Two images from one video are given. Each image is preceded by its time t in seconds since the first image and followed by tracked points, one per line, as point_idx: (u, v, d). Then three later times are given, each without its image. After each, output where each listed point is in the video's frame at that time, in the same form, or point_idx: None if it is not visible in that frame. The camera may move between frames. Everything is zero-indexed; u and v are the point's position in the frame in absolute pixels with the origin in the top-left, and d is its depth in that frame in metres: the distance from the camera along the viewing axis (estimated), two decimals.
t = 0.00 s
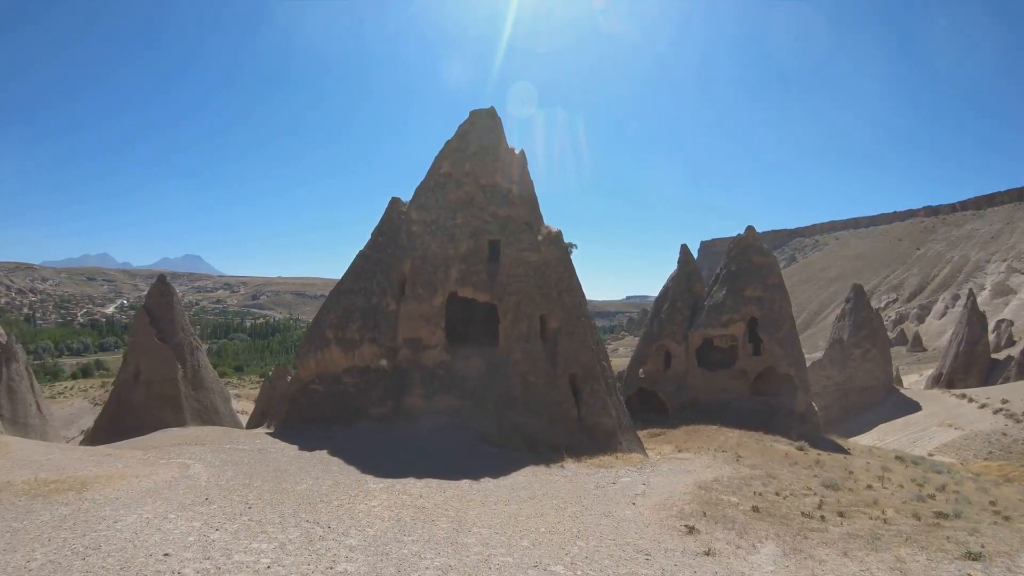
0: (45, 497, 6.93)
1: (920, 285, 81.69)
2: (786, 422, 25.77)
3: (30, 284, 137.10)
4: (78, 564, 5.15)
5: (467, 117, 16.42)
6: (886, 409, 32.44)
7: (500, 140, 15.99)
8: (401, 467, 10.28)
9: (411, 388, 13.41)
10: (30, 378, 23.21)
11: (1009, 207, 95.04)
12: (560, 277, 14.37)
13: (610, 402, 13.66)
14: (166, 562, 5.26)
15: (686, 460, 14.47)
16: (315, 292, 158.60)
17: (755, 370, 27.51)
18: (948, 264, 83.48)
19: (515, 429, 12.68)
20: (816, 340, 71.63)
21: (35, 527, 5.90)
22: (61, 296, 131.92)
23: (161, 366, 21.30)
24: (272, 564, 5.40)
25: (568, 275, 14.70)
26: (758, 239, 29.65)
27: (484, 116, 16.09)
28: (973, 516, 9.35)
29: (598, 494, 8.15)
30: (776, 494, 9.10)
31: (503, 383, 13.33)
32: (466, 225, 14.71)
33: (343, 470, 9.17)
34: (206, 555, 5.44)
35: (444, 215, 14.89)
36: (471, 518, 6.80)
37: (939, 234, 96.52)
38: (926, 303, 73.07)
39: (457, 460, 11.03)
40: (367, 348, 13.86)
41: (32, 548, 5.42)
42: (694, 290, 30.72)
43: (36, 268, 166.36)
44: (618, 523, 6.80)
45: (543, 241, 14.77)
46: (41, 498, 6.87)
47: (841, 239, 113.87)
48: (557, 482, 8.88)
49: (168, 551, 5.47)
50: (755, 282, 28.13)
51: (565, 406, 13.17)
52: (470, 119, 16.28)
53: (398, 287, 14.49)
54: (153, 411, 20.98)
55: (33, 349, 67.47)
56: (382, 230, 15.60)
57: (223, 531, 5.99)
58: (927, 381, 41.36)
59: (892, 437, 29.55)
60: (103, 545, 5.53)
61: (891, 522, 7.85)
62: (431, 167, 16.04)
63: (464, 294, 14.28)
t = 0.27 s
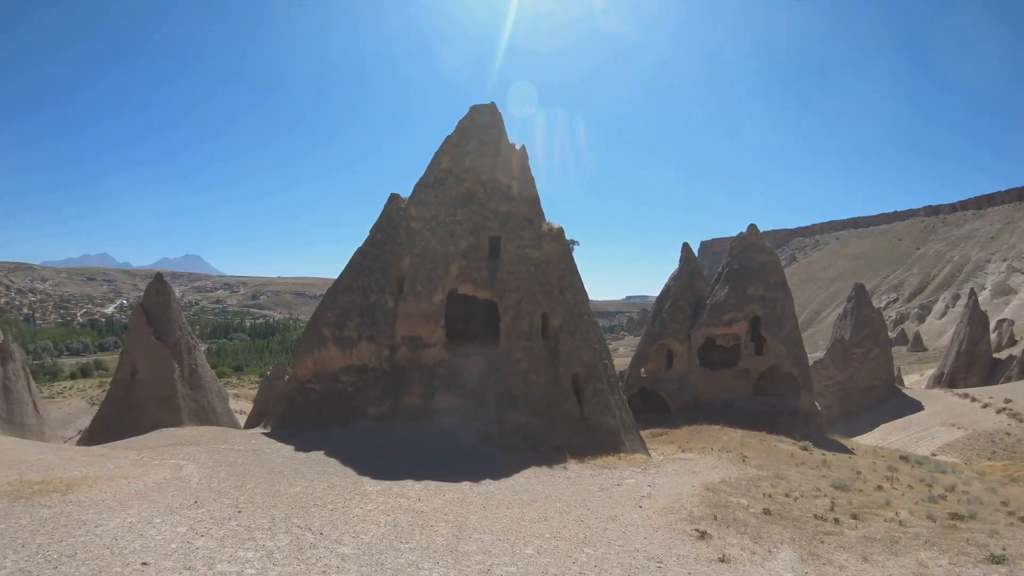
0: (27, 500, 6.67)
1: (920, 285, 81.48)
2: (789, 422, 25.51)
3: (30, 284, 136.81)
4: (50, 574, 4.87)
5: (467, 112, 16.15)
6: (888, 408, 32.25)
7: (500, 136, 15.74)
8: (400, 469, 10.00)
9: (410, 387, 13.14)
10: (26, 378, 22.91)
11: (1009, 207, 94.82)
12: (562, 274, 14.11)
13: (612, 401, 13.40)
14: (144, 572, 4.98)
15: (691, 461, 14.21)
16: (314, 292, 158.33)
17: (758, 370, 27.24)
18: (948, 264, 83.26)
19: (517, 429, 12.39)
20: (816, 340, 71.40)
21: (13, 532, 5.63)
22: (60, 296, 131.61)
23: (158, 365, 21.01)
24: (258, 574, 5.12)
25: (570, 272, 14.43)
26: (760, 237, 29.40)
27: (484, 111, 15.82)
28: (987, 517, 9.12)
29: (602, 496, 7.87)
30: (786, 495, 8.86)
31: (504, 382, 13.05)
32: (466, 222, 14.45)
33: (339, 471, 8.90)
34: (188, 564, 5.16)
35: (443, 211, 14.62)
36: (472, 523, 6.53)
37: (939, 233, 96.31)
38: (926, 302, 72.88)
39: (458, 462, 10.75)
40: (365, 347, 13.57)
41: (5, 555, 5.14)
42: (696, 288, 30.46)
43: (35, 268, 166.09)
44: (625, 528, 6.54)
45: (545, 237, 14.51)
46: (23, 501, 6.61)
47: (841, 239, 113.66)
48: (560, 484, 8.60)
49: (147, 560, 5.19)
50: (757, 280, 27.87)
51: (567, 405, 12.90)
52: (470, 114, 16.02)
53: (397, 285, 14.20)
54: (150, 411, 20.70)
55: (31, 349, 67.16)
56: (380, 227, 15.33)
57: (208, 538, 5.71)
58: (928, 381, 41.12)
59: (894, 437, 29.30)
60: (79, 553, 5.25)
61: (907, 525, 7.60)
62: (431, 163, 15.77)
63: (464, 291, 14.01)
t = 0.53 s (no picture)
0: (8, 502, 6.42)
1: (920, 285, 81.26)
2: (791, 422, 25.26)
3: (29, 284, 136.54)
4: None
5: (467, 107, 15.89)
6: (890, 408, 32.04)
7: (501, 131, 15.49)
8: (398, 470, 9.74)
9: (409, 386, 12.89)
10: (23, 377, 22.63)
11: (1009, 207, 94.61)
12: (564, 271, 13.85)
13: (615, 401, 13.15)
14: None
15: (695, 461, 13.96)
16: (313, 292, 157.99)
17: (760, 369, 26.99)
18: (948, 264, 83.04)
19: (518, 429, 12.13)
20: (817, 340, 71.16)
21: None
22: (59, 296, 131.34)
23: (155, 364, 20.75)
24: None
25: (572, 270, 14.18)
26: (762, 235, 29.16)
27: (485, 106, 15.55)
28: (1002, 519, 8.89)
29: (607, 499, 7.63)
30: (797, 498, 8.64)
31: (504, 381, 12.80)
32: (466, 218, 14.20)
33: (335, 474, 8.65)
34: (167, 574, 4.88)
35: (443, 208, 14.37)
36: (472, 528, 6.29)
37: (939, 233, 96.09)
38: (927, 302, 72.68)
39: (457, 463, 10.47)
40: (363, 345, 13.31)
41: None
42: (698, 288, 30.22)
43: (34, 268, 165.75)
44: (632, 534, 6.29)
45: (546, 234, 14.26)
46: (6, 503, 6.36)
47: (841, 239, 113.44)
48: (563, 486, 8.34)
49: (124, 569, 4.92)
50: (759, 278, 27.63)
51: (569, 404, 12.65)
52: (471, 109, 15.75)
53: (395, 282, 13.93)
54: (146, 411, 20.43)
55: (30, 348, 66.90)
56: (379, 224, 15.07)
57: (193, 545, 5.44)
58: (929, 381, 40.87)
59: (896, 437, 29.05)
60: (54, 561, 4.98)
61: (924, 529, 7.37)
62: (430, 159, 15.51)
63: (465, 289, 13.75)
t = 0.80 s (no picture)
0: None
1: (919, 285, 81.13)
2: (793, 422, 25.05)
3: (27, 284, 136.12)
4: None
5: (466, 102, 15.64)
6: (891, 408, 31.81)
7: (500, 126, 15.25)
8: (395, 471, 9.49)
9: (406, 386, 12.64)
10: (17, 376, 22.33)
11: (1007, 207, 94.53)
12: (564, 268, 13.61)
13: (616, 400, 12.92)
14: None
15: (698, 462, 13.72)
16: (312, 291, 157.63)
17: (762, 368, 26.76)
18: (947, 263, 82.92)
19: (517, 429, 11.88)
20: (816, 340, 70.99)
21: None
22: (57, 296, 130.94)
23: (150, 363, 20.48)
24: None
25: (573, 267, 13.94)
26: (763, 234, 28.94)
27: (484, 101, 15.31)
28: (1016, 520, 8.68)
29: (611, 502, 7.38)
30: (806, 499, 8.43)
31: (504, 380, 12.56)
32: (465, 215, 13.96)
33: (330, 476, 8.41)
34: None
35: (441, 204, 14.12)
36: (472, 533, 6.05)
37: (938, 233, 95.98)
38: (926, 302, 72.54)
39: (456, 464, 10.23)
40: (360, 344, 13.05)
41: None
42: (698, 287, 29.98)
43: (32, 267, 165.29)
44: (638, 539, 6.05)
45: (546, 231, 14.02)
46: None
47: (840, 239, 113.31)
48: (565, 489, 8.10)
49: None
50: (761, 277, 27.40)
51: (571, 404, 12.40)
52: (470, 104, 15.50)
53: (393, 279, 13.67)
54: (141, 411, 20.14)
55: (27, 348, 66.56)
56: (376, 221, 14.81)
57: (176, 552, 5.19)
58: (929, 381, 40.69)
59: (897, 437, 28.83)
60: (27, 569, 4.73)
61: (939, 531, 7.17)
62: (428, 154, 15.26)
63: (464, 286, 13.50)
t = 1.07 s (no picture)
0: None
1: (919, 284, 80.93)
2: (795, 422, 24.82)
3: (27, 284, 135.95)
4: None
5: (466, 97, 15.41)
6: (893, 407, 31.57)
7: (501, 122, 15.02)
8: (392, 473, 9.22)
9: (405, 385, 12.39)
10: (13, 375, 22.08)
11: (1007, 207, 94.38)
12: (566, 265, 13.37)
13: (619, 400, 12.67)
14: None
15: (702, 463, 13.48)
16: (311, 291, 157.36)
17: (764, 368, 26.52)
18: (947, 263, 82.74)
19: (518, 429, 11.60)
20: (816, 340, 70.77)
21: None
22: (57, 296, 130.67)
23: (147, 362, 20.21)
24: None
25: (574, 264, 13.70)
26: (765, 232, 28.72)
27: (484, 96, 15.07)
28: None
29: (617, 504, 7.16)
30: (817, 501, 8.24)
31: (504, 379, 12.31)
32: (465, 211, 13.72)
33: (326, 477, 8.17)
34: None
35: (441, 200, 13.88)
36: (474, 539, 5.82)
37: (938, 233, 95.80)
38: (926, 302, 72.33)
39: (456, 464, 9.97)
40: (357, 342, 12.79)
41: None
42: (700, 286, 29.74)
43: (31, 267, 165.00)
44: (647, 545, 5.82)
45: (548, 227, 13.77)
46: None
47: (840, 239, 113.14)
48: (568, 490, 7.86)
49: None
50: (763, 276, 27.17)
51: (573, 403, 12.15)
52: (470, 99, 15.26)
53: (391, 276, 13.41)
54: (138, 411, 19.90)
55: (26, 348, 66.29)
56: (374, 217, 14.57)
57: (158, 559, 4.95)
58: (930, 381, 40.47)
59: (899, 437, 28.58)
60: None
61: (956, 533, 6.98)
62: (428, 150, 15.03)
63: (463, 283, 13.26)
